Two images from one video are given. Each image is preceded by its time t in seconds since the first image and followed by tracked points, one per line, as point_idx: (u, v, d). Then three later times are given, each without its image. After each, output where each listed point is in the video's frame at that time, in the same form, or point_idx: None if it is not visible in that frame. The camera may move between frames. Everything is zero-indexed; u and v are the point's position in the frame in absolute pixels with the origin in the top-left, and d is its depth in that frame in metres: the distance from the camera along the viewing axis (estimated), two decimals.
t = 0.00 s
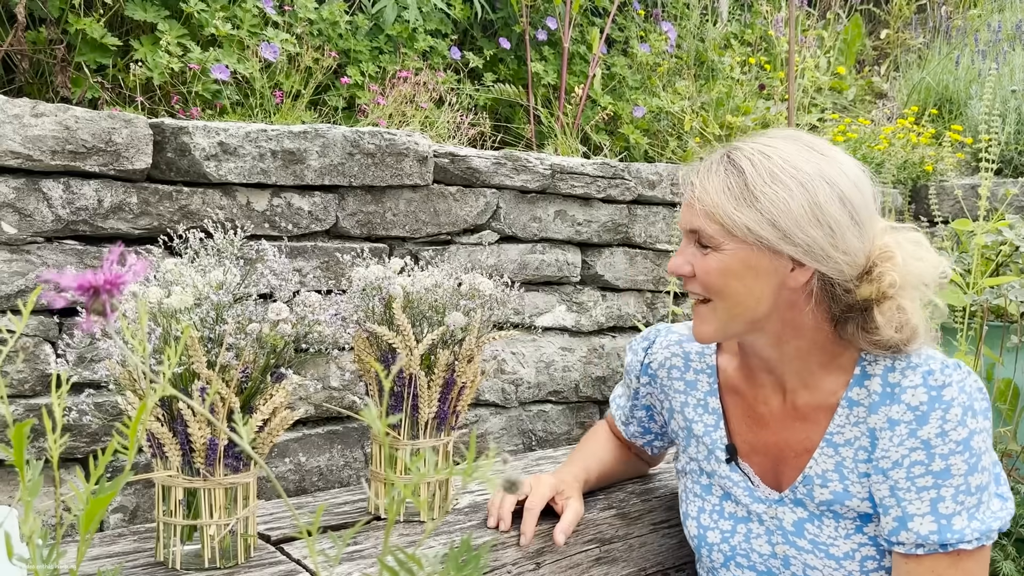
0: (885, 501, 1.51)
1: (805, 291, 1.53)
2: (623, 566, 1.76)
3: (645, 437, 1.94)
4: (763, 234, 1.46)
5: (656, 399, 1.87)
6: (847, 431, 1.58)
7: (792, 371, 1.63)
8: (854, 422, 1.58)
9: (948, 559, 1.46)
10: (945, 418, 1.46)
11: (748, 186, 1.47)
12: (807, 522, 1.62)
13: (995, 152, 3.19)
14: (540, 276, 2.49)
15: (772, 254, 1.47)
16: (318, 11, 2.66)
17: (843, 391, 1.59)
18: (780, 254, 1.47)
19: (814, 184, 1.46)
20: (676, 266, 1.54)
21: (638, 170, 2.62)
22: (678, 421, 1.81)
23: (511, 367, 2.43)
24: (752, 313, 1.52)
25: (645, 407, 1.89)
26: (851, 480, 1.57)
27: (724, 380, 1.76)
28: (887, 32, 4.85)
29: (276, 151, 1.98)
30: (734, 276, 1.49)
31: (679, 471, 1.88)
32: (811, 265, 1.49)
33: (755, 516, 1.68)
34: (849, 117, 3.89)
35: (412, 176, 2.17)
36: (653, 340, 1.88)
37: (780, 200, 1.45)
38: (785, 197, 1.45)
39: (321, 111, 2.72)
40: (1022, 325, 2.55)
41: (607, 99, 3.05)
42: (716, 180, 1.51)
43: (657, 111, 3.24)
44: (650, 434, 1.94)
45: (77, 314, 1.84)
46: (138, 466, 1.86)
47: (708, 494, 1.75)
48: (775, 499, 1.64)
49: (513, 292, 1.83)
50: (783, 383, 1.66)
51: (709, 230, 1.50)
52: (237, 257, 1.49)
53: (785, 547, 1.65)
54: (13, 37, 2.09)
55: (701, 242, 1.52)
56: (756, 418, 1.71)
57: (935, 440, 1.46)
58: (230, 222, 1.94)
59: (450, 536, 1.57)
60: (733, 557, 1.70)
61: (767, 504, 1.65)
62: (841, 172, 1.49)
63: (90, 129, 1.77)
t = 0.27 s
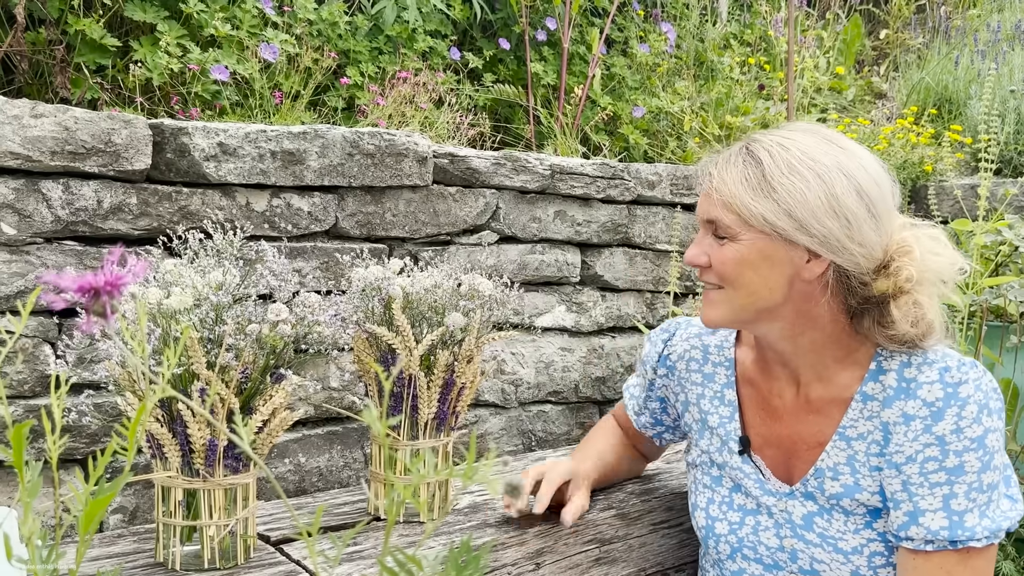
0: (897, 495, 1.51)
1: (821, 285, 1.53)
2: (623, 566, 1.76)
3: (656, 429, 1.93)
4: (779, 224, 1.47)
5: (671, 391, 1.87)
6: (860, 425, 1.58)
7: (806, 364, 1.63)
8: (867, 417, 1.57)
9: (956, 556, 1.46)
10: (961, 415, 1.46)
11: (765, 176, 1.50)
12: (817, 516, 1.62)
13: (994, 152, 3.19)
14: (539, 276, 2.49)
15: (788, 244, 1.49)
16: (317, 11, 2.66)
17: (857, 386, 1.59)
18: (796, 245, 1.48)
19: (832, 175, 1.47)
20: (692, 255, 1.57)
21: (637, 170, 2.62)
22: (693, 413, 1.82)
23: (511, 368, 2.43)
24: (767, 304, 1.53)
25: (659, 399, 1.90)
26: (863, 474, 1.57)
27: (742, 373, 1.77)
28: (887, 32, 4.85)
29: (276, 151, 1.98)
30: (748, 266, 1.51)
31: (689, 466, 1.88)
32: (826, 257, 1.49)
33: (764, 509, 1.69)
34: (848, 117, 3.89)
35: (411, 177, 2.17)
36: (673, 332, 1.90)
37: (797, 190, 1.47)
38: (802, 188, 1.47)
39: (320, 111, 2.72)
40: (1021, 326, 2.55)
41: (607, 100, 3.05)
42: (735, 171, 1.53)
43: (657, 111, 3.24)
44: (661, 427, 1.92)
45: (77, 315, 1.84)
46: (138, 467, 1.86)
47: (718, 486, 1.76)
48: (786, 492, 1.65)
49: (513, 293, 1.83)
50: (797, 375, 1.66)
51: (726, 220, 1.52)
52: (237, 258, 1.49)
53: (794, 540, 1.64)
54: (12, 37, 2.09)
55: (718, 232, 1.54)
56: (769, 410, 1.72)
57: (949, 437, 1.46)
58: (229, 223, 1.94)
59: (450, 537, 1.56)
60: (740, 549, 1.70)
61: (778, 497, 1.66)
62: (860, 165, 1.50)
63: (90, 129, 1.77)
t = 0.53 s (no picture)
0: (892, 489, 1.51)
1: (816, 283, 1.53)
2: (621, 567, 1.76)
3: (646, 404, 1.96)
4: (772, 224, 1.47)
5: (672, 372, 1.89)
6: (857, 419, 1.57)
7: (804, 357, 1.63)
8: (864, 411, 1.57)
9: (952, 552, 1.46)
10: (957, 411, 1.46)
11: (759, 177, 1.50)
12: (811, 507, 1.62)
13: (993, 153, 3.20)
14: (539, 277, 2.49)
15: (781, 243, 1.49)
16: (316, 13, 2.66)
17: (854, 382, 1.59)
18: (790, 245, 1.49)
19: (824, 175, 1.47)
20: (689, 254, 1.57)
21: (636, 171, 2.62)
22: (694, 398, 1.82)
23: (510, 369, 2.43)
24: (762, 303, 1.53)
25: (658, 377, 1.92)
26: (858, 467, 1.57)
27: (743, 362, 1.77)
28: (886, 32, 4.85)
29: (274, 153, 1.98)
30: (743, 266, 1.51)
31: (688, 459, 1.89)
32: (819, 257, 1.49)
33: (760, 497, 1.68)
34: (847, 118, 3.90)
35: (410, 178, 2.17)
36: (684, 317, 1.92)
37: (790, 191, 1.47)
38: (795, 189, 1.47)
39: (320, 112, 2.72)
40: (1020, 326, 2.56)
41: (606, 100, 3.05)
42: (730, 171, 1.54)
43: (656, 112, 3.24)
44: (652, 404, 1.95)
45: (76, 317, 1.84)
46: (137, 469, 1.86)
47: (716, 473, 1.77)
48: (782, 481, 1.65)
49: (512, 293, 1.83)
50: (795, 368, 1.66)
51: (721, 220, 1.53)
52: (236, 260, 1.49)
53: (788, 530, 1.63)
54: (11, 40, 2.09)
55: (714, 231, 1.54)
56: (767, 403, 1.72)
57: (946, 432, 1.46)
58: (228, 225, 1.94)
59: (449, 538, 1.57)
60: (736, 537, 1.70)
61: (773, 485, 1.66)
62: (855, 165, 1.49)
63: (89, 131, 1.77)
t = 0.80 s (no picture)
0: (891, 482, 1.52)
1: (823, 277, 1.54)
2: (621, 568, 1.77)
3: (642, 409, 1.94)
4: (784, 216, 1.48)
5: (670, 374, 1.88)
6: (857, 413, 1.58)
7: (805, 353, 1.63)
8: (864, 406, 1.58)
9: (948, 545, 1.46)
10: (957, 404, 1.47)
11: (768, 171, 1.50)
12: (812, 504, 1.62)
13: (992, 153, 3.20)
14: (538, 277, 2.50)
15: (792, 236, 1.49)
16: (315, 14, 2.66)
17: (854, 377, 1.60)
18: (801, 237, 1.49)
19: (834, 167, 1.49)
20: (695, 251, 1.56)
21: (636, 172, 2.63)
22: (694, 398, 1.82)
23: (509, 369, 2.43)
24: (770, 298, 1.52)
25: (655, 380, 1.91)
26: (859, 461, 1.57)
27: (743, 361, 1.77)
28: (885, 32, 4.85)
29: (274, 154, 1.98)
30: (752, 260, 1.50)
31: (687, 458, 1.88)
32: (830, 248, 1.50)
33: (760, 496, 1.68)
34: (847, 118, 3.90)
35: (410, 179, 2.18)
36: (681, 317, 1.92)
37: (801, 183, 1.48)
38: (806, 181, 1.48)
39: (319, 113, 2.72)
40: (1019, 326, 2.56)
41: (605, 101, 3.05)
42: (738, 165, 1.54)
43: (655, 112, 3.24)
44: (648, 409, 1.93)
45: (75, 318, 1.85)
46: (137, 470, 1.86)
47: (715, 473, 1.77)
48: (782, 479, 1.65)
49: (511, 294, 1.83)
50: (795, 365, 1.66)
51: (731, 215, 1.52)
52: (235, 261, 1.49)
53: (789, 528, 1.63)
54: (10, 41, 2.10)
55: (722, 227, 1.53)
56: (766, 400, 1.72)
57: (945, 425, 1.47)
58: (227, 226, 1.94)
59: (448, 539, 1.57)
60: (736, 536, 1.70)
61: (773, 484, 1.66)
62: (858, 158, 1.52)
63: (88, 133, 1.77)
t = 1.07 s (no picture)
0: (886, 478, 1.52)
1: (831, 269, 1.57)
2: (621, 568, 1.76)
3: (639, 413, 1.94)
4: (801, 209, 1.49)
5: (666, 376, 1.89)
6: (854, 410, 1.58)
7: (804, 352, 1.63)
8: (861, 402, 1.57)
9: (940, 539, 1.46)
10: (951, 399, 1.48)
11: (785, 165, 1.51)
12: (810, 504, 1.61)
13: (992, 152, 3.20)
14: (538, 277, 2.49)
15: (813, 228, 1.50)
16: (315, 14, 2.66)
17: (850, 372, 1.59)
18: (819, 228, 1.51)
19: (833, 160, 1.54)
20: (715, 253, 1.50)
21: (636, 172, 2.63)
22: (691, 400, 1.82)
23: (509, 370, 2.43)
24: (793, 295, 1.51)
25: (652, 383, 1.91)
26: (856, 458, 1.57)
27: (740, 361, 1.77)
28: (885, 32, 4.85)
29: (273, 154, 1.98)
30: (778, 258, 1.48)
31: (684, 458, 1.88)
32: (840, 238, 1.54)
33: (757, 497, 1.68)
34: (846, 118, 3.90)
35: (410, 179, 2.17)
36: (677, 319, 1.92)
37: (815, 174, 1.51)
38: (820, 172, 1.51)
39: (319, 113, 2.72)
40: (1019, 326, 2.56)
41: (605, 101, 3.05)
42: (747, 162, 1.52)
43: (655, 112, 3.24)
44: (644, 413, 1.94)
45: (75, 319, 1.84)
46: (136, 471, 1.86)
47: (713, 475, 1.77)
48: (780, 479, 1.65)
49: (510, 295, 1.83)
50: (793, 364, 1.66)
51: (755, 212, 1.49)
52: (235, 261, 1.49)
53: (788, 529, 1.63)
54: (10, 42, 2.09)
55: (745, 225, 1.49)
56: (763, 401, 1.71)
57: (939, 419, 1.48)
58: (227, 226, 1.94)
59: (448, 540, 1.56)
60: (735, 538, 1.69)
61: (772, 484, 1.65)
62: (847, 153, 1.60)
63: (87, 133, 1.77)
